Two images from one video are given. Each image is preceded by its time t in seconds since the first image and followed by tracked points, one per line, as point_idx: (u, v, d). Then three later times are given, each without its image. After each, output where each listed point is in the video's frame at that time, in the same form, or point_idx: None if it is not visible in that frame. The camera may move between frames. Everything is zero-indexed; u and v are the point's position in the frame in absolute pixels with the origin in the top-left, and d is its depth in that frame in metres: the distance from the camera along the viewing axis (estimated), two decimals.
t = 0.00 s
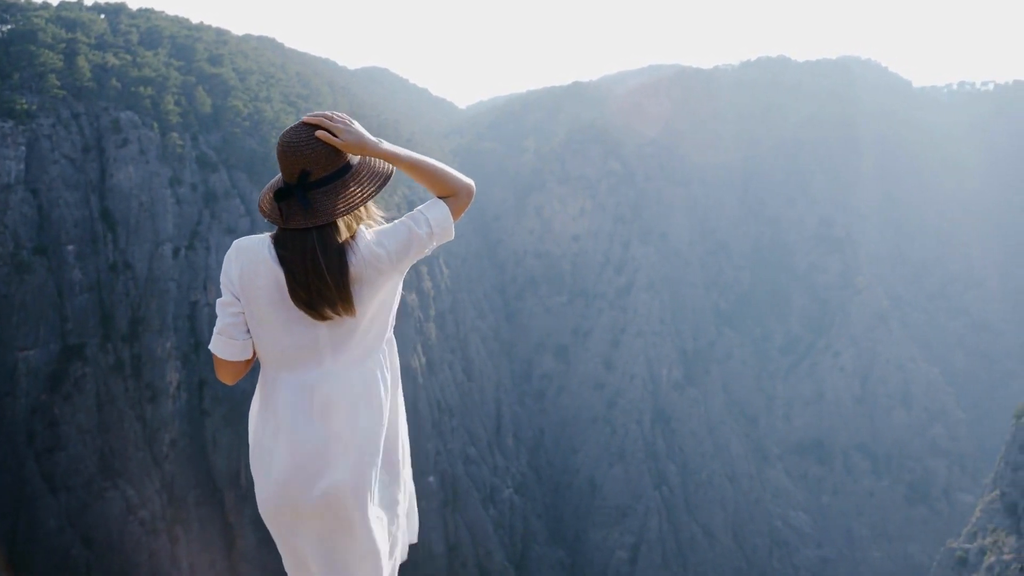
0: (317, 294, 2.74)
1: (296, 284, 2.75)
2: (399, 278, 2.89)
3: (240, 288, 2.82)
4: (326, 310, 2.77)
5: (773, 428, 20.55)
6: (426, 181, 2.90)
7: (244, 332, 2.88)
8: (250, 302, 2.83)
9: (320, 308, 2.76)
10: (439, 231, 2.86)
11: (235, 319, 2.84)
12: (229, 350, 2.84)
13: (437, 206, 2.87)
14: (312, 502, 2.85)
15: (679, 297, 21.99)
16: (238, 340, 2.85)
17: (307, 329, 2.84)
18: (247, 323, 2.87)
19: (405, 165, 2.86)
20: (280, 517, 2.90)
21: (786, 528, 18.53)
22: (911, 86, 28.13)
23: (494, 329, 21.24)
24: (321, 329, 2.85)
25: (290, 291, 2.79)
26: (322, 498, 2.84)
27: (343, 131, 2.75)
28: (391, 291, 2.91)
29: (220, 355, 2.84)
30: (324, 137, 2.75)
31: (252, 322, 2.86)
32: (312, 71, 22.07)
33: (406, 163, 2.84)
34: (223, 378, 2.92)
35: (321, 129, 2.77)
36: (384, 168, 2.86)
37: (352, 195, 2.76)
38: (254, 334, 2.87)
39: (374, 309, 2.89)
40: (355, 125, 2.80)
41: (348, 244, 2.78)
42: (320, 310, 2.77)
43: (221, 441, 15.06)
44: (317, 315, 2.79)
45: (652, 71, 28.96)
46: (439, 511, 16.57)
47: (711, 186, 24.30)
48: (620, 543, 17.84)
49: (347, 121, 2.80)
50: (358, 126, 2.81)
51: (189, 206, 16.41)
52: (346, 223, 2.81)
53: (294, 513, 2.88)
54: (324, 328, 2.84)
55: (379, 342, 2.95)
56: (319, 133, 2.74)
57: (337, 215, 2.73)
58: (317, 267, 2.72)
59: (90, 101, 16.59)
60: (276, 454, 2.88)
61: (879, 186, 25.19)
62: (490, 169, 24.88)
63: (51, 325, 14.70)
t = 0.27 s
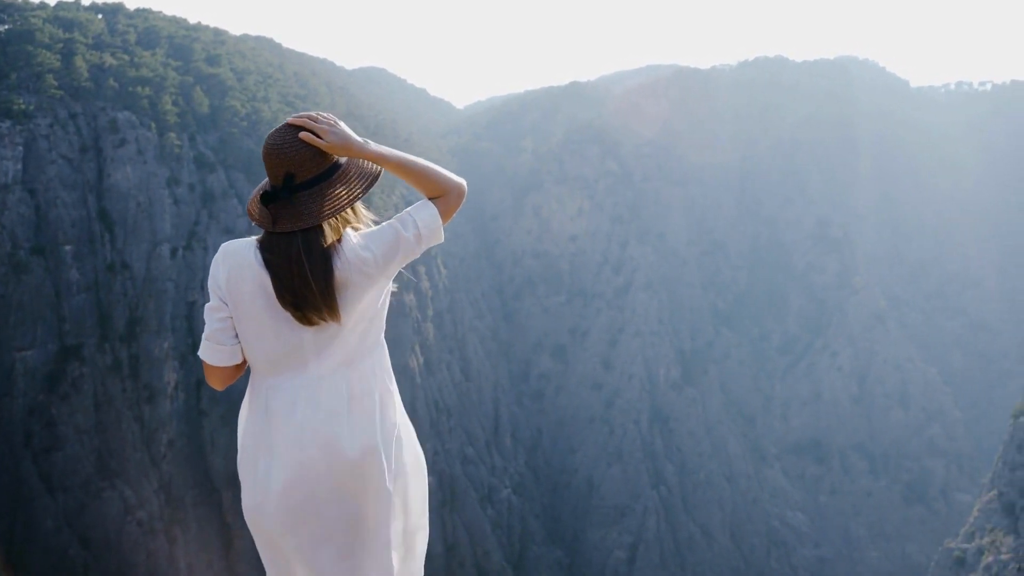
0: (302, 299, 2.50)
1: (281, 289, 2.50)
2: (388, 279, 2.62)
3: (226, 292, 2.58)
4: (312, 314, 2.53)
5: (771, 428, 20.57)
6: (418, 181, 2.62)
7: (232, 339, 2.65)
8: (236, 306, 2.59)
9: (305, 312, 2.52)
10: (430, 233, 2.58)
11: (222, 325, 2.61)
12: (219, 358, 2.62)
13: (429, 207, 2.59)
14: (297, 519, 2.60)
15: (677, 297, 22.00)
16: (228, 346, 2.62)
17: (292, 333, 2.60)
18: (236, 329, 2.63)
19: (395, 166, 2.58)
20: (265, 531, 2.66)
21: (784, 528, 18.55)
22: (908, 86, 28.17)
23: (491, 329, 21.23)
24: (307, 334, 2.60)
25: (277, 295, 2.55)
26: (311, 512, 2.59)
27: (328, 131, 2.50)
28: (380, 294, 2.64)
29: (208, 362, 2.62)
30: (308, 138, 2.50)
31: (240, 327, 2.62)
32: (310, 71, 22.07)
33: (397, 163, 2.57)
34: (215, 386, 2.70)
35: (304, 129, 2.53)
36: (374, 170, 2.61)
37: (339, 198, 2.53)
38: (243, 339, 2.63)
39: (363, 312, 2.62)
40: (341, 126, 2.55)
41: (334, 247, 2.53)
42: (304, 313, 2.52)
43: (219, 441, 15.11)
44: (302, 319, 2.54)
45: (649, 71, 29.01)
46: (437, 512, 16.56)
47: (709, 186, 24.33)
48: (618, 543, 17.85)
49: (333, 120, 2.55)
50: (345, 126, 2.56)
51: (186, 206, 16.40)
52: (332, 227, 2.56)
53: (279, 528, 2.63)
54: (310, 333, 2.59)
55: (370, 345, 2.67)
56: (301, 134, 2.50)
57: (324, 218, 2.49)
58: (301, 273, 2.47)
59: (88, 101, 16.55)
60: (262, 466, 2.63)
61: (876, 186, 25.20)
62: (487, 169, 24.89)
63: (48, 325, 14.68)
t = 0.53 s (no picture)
0: (284, 300, 2.49)
1: (262, 292, 2.51)
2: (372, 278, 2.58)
3: (211, 293, 2.62)
4: (294, 315, 2.51)
5: (769, 428, 20.58)
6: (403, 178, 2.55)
7: (218, 340, 2.69)
8: (220, 308, 2.62)
9: (286, 313, 2.50)
10: (413, 233, 2.51)
11: (207, 326, 2.65)
12: (204, 358, 2.69)
13: (413, 206, 2.52)
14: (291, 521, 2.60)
15: (674, 297, 22.01)
16: (214, 349, 2.67)
17: (275, 335, 2.60)
18: (221, 330, 2.67)
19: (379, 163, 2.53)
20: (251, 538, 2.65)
21: (782, 529, 18.54)
22: (906, 86, 28.18)
23: (489, 329, 21.22)
24: (290, 336, 2.59)
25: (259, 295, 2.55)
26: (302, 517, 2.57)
27: (309, 128, 2.49)
28: (364, 294, 2.61)
29: (197, 365, 2.70)
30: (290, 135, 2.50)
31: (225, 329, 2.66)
32: (308, 71, 22.05)
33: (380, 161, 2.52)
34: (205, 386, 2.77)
35: (287, 127, 2.52)
36: (359, 167, 2.59)
37: (321, 196, 2.52)
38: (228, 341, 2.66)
39: (346, 312, 2.60)
40: (324, 121, 2.53)
41: (316, 246, 2.52)
42: (284, 315, 2.51)
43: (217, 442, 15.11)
44: (284, 321, 2.54)
45: (648, 71, 29.00)
46: (434, 512, 16.56)
47: (707, 186, 24.34)
48: (616, 543, 17.85)
49: (317, 117, 2.54)
50: (328, 122, 2.54)
51: (184, 206, 16.37)
52: (316, 225, 2.56)
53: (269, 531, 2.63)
54: (292, 335, 2.58)
55: (352, 343, 2.65)
56: (283, 131, 2.49)
57: (306, 217, 2.49)
58: (281, 273, 2.47)
59: (85, 101, 16.54)
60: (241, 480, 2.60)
61: (874, 186, 25.20)
62: (486, 169, 24.87)
63: (46, 325, 14.68)
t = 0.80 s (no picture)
0: (272, 299, 2.35)
1: (247, 291, 2.37)
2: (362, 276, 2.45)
3: (199, 292, 2.48)
4: (280, 315, 2.38)
5: (768, 428, 20.58)
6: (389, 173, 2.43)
7: (208, 341, 2.57)
8: (206, 307, 2.49)
9: (273, 311, 2.37)
10: (400, 228, 2.37)
11: (195, 327, 2.53)
12: (195, 360, 2.57)
13: (399, 200, 2.39)
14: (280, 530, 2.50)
15: (673, 296, 21.99)
16: (204, 349, 2.56)
17: (265, 335, 2.47)
18: (208, 331, 2.55)
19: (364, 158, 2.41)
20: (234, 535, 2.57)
21: (781, 529, 18.54)
22: (904, 86, 28.18)
23: (488, 329, 21.20)
24: (281, 336, 2.46)
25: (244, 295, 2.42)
26: (292, 524, 2.48)
27: (293, 123, 2.37)
28: (354, 293, 2.49)
29: (189, 367, 2.59)
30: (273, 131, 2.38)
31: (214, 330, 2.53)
32: (306, 71, 22.06)
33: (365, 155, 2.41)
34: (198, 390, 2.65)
35: (270, 123, 2.40)
36: (346, 165, 2.48)
37: (307, 194, 2.40)
38: (217, 342, 2.54)
39: (338, 310, 2.47)
40: (308, 117, 2.42)
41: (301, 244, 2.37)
42: (272, 314, 2.38)
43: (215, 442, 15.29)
44: (272, 321, 2.40)
45: (646, 70, 29.00)
46: (433, 512, 16.55)
47: (706, 186, 24.35)
48: (615, 543, 17.86)
49: (300, 112, 2.42)
50: (313, 118, 2.43)
51: (183, 207, 16.38)
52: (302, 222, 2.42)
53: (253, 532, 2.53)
54: (282, 334, 2.45)
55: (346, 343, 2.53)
56: (265, 128, 2.37)
57: (292, 215, 2.36)
58: (266, 272, 2.34)
59: (84, 101, 16.50)
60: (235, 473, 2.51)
61: (873, 187, 25.22)
62: (484, 169, 24.86)
63: (45, 325, 14.63)
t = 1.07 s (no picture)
0: (259, 296, 2.35)
1: (235, 289, 2.37)
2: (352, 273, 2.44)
3: (190, 291, 2.46)
4: (268, 316, 2.39)
5: (767, 428, 20.59)
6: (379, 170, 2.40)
7: (199, 340, 2.53)
8: (197, 306, 2.47)
9: (260, 310, 2.37)
10: (388, 228, 2.33)
11: (186, 326, 2.49)
12: (191, 360, 2.54)
13: (389, 198, 2.35)
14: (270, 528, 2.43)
15: (673, 296, 22.00)
16: (195, 348, 2.52)
17: (255, 333, 2.47)
18: (200, 330, 2.51)
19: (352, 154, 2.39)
20: (219, 534, 2.50)
21: (780, 529, 18.56)
22: (904, 86, 28.18)
23: (488, 329, 21.20)
24: (272, 332, 2.46)
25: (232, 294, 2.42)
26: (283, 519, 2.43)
27: (281, 121, 2.36)
28: (342, 291, 2.47)
29: (185, 367, 2.56)
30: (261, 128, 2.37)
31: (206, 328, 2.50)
32: (306, 71, 22.06)
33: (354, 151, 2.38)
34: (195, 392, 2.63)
35: (258, 119, 2.39)
36: (335, 161, 2.46)
37: (295, 191, 2.40)
38: (208, 340, 2.51)
39: (328, 307, 2.46)
40: (297, 113, 2.40)
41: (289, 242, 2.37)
42: (260, 312, 2.38)
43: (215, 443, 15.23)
44: (262, 318, 2.40)
45: (646, 71, 29.01)
46: (433, 512, 16.56)
47: (705, 186, 24.37)
48: (615, 543, 17.87)
49: (289, 108, 2.40)
50: (302, 114, 2.41)
51: (183, 206, 16.38)
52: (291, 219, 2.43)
53: (241, 532, 2.47)
54: (273, 332, 2.45)
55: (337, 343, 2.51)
56: (253, 125, 2.37)
57: (280, 212, 2.36)
58: (253, 271, 2.33)
59: (84, 101, 16.50)
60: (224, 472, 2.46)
61: (872, 186, 25.27)
62: (484, 169, 24.86)
63: (45, 325, 14.65)
